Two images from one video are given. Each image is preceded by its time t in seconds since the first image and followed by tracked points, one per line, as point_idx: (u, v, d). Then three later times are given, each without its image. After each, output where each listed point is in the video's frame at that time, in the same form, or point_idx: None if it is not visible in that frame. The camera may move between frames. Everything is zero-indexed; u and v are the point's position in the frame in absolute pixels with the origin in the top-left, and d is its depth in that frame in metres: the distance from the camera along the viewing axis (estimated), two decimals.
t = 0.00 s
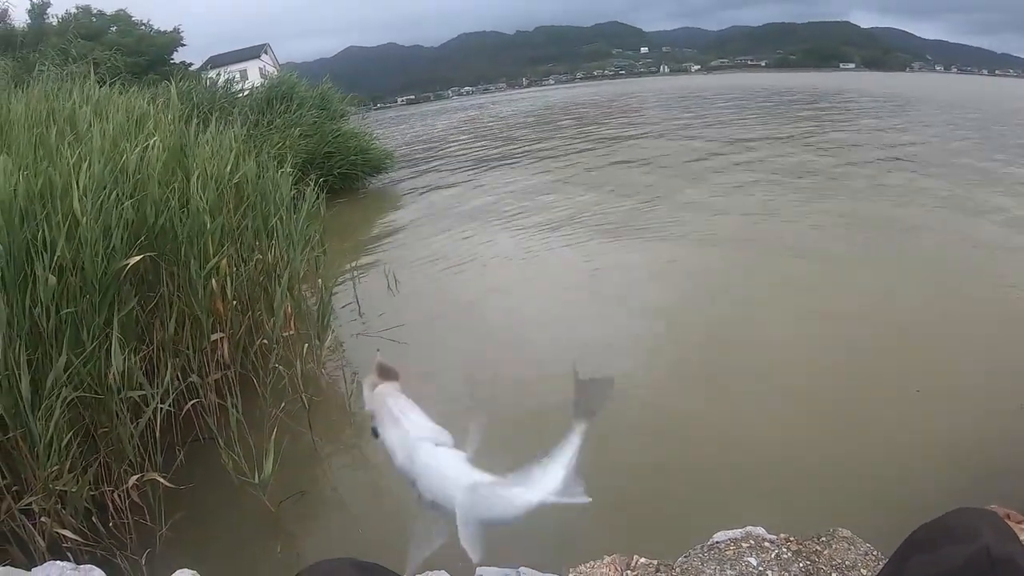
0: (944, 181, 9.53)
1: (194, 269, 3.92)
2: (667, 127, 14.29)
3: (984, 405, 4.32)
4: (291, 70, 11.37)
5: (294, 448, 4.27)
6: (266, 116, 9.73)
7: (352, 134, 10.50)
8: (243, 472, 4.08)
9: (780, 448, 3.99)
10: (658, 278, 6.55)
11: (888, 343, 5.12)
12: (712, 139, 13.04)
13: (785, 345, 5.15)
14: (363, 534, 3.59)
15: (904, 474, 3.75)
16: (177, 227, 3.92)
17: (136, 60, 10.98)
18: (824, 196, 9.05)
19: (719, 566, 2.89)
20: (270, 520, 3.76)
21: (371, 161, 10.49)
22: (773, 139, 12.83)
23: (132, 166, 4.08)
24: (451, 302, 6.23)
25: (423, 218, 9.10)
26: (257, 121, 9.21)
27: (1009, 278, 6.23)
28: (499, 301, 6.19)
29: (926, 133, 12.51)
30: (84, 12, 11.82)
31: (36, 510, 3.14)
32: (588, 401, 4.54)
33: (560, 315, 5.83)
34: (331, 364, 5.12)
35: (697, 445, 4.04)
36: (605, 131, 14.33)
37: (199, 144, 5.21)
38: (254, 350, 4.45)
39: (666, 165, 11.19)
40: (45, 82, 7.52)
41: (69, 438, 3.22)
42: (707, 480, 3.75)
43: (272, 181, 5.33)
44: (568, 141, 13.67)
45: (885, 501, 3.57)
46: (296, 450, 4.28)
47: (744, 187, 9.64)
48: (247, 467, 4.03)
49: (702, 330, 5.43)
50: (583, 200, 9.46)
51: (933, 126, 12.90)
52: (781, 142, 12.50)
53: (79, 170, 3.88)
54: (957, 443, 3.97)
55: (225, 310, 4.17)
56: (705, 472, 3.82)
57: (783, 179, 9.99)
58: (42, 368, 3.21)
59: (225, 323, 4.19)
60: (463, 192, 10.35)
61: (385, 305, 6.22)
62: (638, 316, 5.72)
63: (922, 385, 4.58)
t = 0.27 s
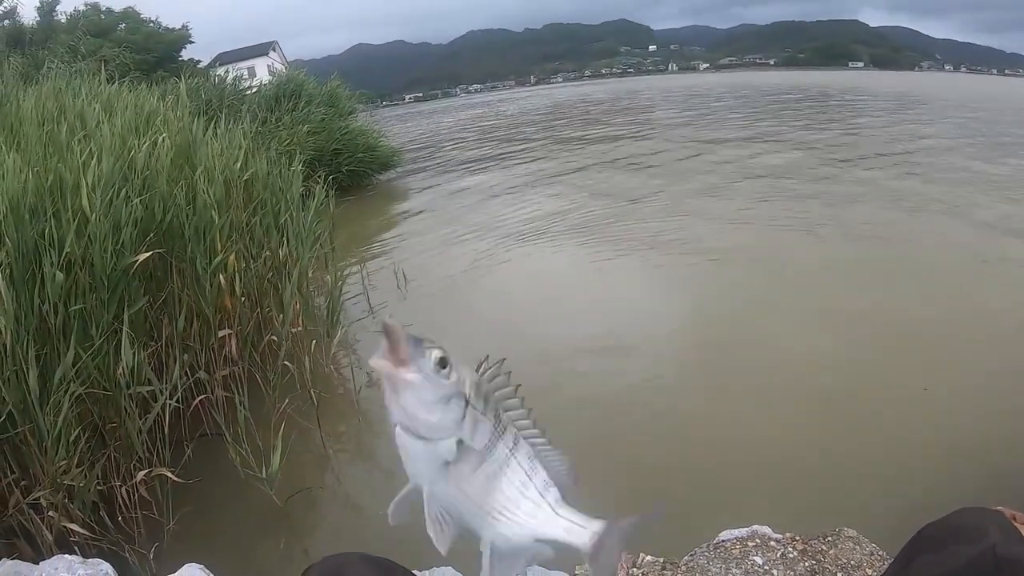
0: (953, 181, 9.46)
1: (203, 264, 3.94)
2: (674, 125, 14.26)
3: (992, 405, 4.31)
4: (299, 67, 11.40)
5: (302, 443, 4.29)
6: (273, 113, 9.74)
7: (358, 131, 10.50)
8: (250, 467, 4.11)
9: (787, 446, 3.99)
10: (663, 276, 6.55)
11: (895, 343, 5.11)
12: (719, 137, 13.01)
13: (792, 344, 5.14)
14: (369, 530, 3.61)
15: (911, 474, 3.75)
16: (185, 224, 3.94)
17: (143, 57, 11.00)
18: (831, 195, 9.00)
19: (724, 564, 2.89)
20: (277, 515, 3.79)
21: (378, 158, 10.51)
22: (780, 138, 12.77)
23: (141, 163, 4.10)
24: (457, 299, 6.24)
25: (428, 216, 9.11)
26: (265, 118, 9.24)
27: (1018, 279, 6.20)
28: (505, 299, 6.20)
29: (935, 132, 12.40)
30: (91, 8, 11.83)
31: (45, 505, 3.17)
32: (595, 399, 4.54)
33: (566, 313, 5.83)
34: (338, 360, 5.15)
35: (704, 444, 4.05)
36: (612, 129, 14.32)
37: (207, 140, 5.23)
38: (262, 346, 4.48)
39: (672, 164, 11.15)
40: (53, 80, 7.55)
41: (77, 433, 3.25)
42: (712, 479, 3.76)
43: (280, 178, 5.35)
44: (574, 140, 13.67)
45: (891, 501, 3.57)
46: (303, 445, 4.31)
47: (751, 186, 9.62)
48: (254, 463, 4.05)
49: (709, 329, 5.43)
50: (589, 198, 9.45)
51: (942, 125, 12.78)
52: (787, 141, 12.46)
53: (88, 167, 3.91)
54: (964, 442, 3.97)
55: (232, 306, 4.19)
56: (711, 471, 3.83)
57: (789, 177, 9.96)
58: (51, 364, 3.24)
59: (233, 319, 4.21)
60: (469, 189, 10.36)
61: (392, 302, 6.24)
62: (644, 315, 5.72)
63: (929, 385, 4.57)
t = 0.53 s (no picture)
0: (954, 181, 9.46)
1: (204, 263, 3.95)
2: (675, 125, 14.27)
3: (993, 405, 4.31)
4: (301, 67, 11.42)
5: (303, 442, 4.30)
6: (275, 112, 9.77)
7: (360, 131, 10.54)
8: (252, 465, 4.12)
9: (787, 446, 4.00)
10: (664, 275, 6.56)
11: (898, 343, 5.12)
12: (720, 136, 13.01)
13: (794, 344, 5.14)
14: (370, 528, 3.62)
15: (911, 473, 3.76)
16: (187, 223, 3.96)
17: (146, 57, 11.05)
18: (833, 195, 9.00)
19: (722, 563, 2.90)
20: (278, 514, 3.79)
21: (379, 158, 10.56)
22: (781, 137, 12.77)
23: (144, 162, 4.12)
24: (458, 298, 6.27)
25: (430, 215, 9.12)
26: (266, 117, 9.27)
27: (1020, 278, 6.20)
28: (507, 298, 6.21)
29: (938, 131, 12.39)
30: (93, 9, 11.88)
31: (46, 503, 3.18)
32: (596, 397, 4.57)
33: (568, 312, 5.85)
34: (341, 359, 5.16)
35: (703, 443, 4.06)
36: (613, 128, 14.32)
37: (210, 140, 5.25)
38: (264, 344, 4.50)
39: (674, 163, 11.16)
40: (57, 79, 7.59)
41: (79, 431, 3.26)
42: (712, 478, 3.77)
43: (282, 177, 5.37)
44: (576, 138, 13.67)
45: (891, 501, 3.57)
46: (304, 444, 4.32)
47: (752, 185, 9.63)
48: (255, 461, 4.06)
49: (709, 328, 5.43)
50: (590, 197, 9.46)
51: (944, 124, 12.77)
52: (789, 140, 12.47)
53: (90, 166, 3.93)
54: (964, 442, 3.97)
55: (234, 305, 4.21)
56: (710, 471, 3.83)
57: (790, 177, 9.97)
58: (52, 363, 3.25)
59: (235, 318, 4.23)
60: (470, 188, 10.38)
61: (393, 300, 6.26)
62: (645, 313, 5.73)
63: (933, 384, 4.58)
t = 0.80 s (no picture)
0: (951, 179, 9.47)
1: (201, 264, 3.94)
2: (672, 123, 14.28)
3: (991, 405, 4.32)
4: (297, 67, 11.41)
5: (299, 444, 4.29)
6: (271, 113, 9.76)
7: (357, 131, 10.55)
8: (249, 466, 4.11)
9: (787, 446, 3.99)
10: (660, 274, 6.57)
11: (894, 341, 5.13)
12: (717, 135, 13.02)
13: (790, 343, 5.15)
14: (367, 528, 3.62)
15: (907, 471, 3.76)
16: (183, 223, 3.94)
17: (141, 58, 11.04)
18: (830, 193, 9.01)
19: (719, 561, 2.89)
20: (274, 515, 3.78)
21: (376, 158, 10.55)
22: (778, 136, 12.79)
23: (139, 162, 4.10)
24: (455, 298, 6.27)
25: (427, 215, 9.12)
26: (262, 117, 9.26)
27: (1017, 277, 6.21)
28: (503, 298, 6.22)
29: (935, 130, 12.40)
30: (89, 10, 11.88)
31: (42, 505, 3.17)
32: (593, 396, 4.57)
33: (565, 311, 5.85)
34: (337, 359, 5.16)
35: (701, 442, 4.06)
36: (610, 127, 14.33)
37: (206, 140, 5.24)
38: (260, 345, 4.49)
39: (671, 162, 11.16)
40: (53, 80, 7.59)
41: (75, 433, 3.25)
42: (708, 477, 3.77)
43: (278, 177, 5.36)
44: (573, 137, 13.68)
45: (888, 499, 3.58)
46: (301, 445, 4.31)
47: (748, 184, 9.65)
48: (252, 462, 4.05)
49: (704, 328, 5.44)
50: (587, 196, 9.47)
51: (941, 123, 12.79)
52: (785, 139, 12.49)
53: (85, 166, 3.91)
54: (963, 442, 3.97)
55: (232, 305, 4.19)
56: (707, 469, 3.83)
57: (787, 175, 9.99)
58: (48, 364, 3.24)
59: (232, 319, 4.21)
60: (467, 188, 10.38)
61: (389, 300, 6.25)
62: (642, 312, 5.74)
63: (930, 382, 4.60)
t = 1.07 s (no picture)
0: (945, 177, 9.47)
1: (193, 265, 3.89)
2: (667, 122, 14.28)
3: (990, 404, 4.30)
4: (289, 67, 11.37)
5: (291, 445, 4.26)
6: (264, 113, 9.72)
7: (351, 131, 10.53)
8: (242, 468, 4.07)
9: (786, 446, 3.96)
10: (655, 273, 6.56)
11: (889, 340, 5.13)
12: (712, 134, 13.03)
13: (784, 342, 5.14)
14: (360, 530, 3.58)
15: (901, 469, 3.75)
16: (175, 224, 3.90)
17: (134, 59, 10.99)
18: (824, 192, 9.01)
19: (713, 561, 2.87)
20: (267, 518, 3.75)
21: (370, 158, 10.53)
22: (772, 134, 12.80)
23: (130, 162, 4.06)
24: (448, 298, 6.25)
25: (421, 215, 9.09)
26: (255, 117, 9.22)
27: (1012, 276, 6.21)
28: (496, 298, 6.19)
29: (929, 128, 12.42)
30: (81, 10, 11.81)
31: (34, 509, 3.12)
32: (586, 396, 4.54)
33: (559, 311, 5.84)
34: (329, 360, 5.12)
35: (697, 441, 4.03)
36: (605, 126, 14.32)
37: (197, 140, 5.20)
38: (252, 346, 4.45)
39: (666, 160, 11.16)
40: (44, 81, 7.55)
41: (67, 436, 3.21)
42: (703, 476, 3.74)
43: (270, 177, 5.32)
44: (568, 137, 13.67)
45: (882, 498, 3.56)
46: (293, 447, 4.27)
47: (743, 183, 9.65)
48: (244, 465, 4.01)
49: (698, 327, 5.42)
50: (581, 196, 9.46)
51: (936, 121, 12.80)
52: (780, 137, 12.50)
53: (76, 167, 3.87)
54: (962, 441, 3.95)
55: (223, 306, 4.15)
56: (702, 469, 3.80)
57: (782, 174, 10.00)
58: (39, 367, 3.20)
59: (224, 320, 4.17)
60: (461, 188, 10.36)
61: (381, 301, 6.23)
62: (636, 312, 5.73)
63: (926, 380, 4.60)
